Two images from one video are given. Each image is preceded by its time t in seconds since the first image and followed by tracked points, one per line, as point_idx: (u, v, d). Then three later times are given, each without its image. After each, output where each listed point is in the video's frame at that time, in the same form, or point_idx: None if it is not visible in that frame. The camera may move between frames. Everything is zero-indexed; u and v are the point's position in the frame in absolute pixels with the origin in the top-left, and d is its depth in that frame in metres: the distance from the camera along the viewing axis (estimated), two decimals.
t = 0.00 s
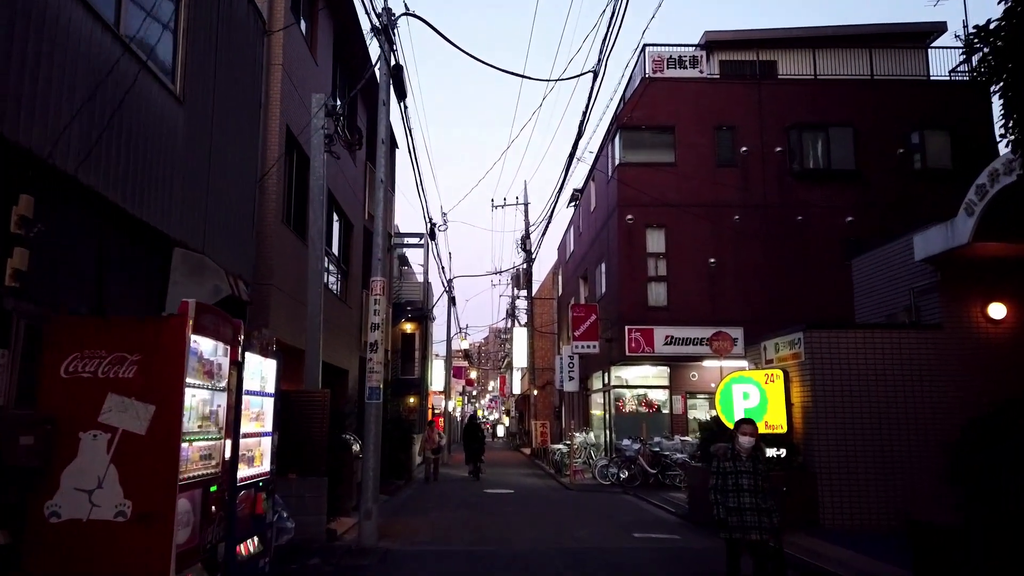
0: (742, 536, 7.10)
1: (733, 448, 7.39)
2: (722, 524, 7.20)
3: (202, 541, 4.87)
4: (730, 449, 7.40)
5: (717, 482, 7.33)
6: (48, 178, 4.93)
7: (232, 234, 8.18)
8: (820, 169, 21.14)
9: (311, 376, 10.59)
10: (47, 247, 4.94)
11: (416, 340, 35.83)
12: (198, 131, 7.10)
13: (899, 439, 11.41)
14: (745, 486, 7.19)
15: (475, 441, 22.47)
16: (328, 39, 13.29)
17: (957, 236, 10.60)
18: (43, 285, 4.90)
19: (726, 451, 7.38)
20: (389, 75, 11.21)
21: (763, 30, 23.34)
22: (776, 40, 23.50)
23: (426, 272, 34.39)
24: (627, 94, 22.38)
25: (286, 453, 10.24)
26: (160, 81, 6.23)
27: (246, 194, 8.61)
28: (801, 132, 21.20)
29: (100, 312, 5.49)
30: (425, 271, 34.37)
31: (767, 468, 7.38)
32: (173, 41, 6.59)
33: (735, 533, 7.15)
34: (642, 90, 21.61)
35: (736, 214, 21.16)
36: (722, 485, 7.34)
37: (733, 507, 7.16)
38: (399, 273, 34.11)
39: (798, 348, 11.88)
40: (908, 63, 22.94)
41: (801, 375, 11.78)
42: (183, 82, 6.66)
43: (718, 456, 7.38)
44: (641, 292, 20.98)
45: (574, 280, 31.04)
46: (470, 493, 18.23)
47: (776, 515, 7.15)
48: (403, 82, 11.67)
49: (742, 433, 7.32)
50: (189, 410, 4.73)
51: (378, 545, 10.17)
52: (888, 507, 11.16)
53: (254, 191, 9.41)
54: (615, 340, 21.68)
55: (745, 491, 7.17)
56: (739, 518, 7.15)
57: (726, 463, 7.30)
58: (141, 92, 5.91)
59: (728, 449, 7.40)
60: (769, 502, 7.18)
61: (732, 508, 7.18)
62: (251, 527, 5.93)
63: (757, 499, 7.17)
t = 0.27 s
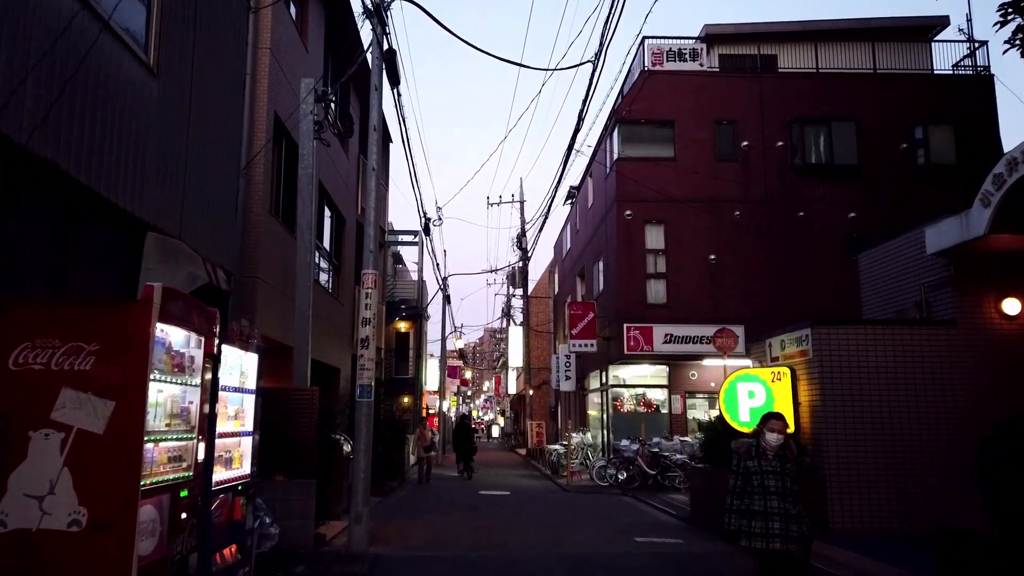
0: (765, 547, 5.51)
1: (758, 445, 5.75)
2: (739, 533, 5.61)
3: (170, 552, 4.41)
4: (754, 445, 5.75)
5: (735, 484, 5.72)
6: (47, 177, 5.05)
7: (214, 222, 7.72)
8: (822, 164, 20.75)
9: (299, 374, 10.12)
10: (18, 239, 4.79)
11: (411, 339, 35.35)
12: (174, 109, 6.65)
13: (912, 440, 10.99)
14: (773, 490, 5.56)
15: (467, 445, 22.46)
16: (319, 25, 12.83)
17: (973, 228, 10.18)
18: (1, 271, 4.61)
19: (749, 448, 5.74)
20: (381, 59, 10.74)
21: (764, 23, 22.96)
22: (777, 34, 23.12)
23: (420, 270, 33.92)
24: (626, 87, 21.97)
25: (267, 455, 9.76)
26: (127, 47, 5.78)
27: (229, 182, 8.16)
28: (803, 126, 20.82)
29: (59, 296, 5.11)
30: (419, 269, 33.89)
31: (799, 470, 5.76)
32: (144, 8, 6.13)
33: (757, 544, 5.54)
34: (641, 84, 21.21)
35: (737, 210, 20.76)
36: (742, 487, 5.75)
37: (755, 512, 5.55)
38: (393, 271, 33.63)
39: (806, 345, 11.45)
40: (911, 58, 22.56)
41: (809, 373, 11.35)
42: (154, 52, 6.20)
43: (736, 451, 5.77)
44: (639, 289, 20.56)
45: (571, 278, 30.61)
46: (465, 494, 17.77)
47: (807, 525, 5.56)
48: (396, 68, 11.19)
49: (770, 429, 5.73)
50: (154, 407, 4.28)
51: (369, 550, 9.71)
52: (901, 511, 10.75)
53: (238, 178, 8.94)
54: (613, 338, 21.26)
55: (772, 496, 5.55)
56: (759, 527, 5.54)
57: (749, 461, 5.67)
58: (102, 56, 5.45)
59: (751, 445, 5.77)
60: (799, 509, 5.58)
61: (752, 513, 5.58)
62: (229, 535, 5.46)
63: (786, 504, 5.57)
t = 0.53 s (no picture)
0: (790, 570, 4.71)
1: (785, 453, 4.92)
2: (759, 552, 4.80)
3: (128, 563, 3.97)
4: (780, 453, 4.91)
5: (758, 495, 4.88)
6: (32, 171, 5.09)
7: (190, 207, 7.27)
8: (821, 159, 20.40)
9: (284, 370, 9.66)
10: None
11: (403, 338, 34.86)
12: (144, 83, 6.21)
13: (921, 439, 10.62)
14: (803, 505, 4.77)
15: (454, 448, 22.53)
16: (307, 9, 12.38)
17: (985, 219, 9.82)
18: None
19: (775, 456, 4.90)
20: (371, 41, 10.30)
21: (762, 16, 22.60)
22: (776, 27, 22.77)
23: (413, 268, 33.45)
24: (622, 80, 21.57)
25: (246, 454, 9.30)
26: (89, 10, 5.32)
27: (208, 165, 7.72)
28: (802, 120, 20.47)
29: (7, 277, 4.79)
30: (412, 267, 33.42)
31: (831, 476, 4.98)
32: None
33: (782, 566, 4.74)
34: (638, 77, 20.81)
35: (735, 205, 20.39)
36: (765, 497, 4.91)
37: (783, 527, 4.76)
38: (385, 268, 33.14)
39: (811, 340, 11.05)
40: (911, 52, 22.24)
41: (814, 370, 10.95)
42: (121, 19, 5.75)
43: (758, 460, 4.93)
44: (636, 286, 20.15)
45: (565, 276, 30.19)
46: (458, 496, 17.32)
47: (846, 542, 4.80)
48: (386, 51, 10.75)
49: (798, 433, 4.89)
50: (108, 400, 3.86)
51: (356, 555, 9.25)
52: (910, 512, 10.37)
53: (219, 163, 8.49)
54: (609, 336, 20.85)
55: (803, 510, 4.76)
56: (788, 546, 4.76)
57: (775, 472, 4.83)
58: (62, 16, 5.02)
59: (777, 453, 4.92)
60: (835, 523, 4.83)
61: (780, 530, 4.78)
62: (198, 541, 5.00)
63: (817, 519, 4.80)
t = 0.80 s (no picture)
0: None
1: (826, 452, 4.38)
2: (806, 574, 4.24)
3: None
4: (820, 452, 4.36)
5: (799, 506, 4.31)
6: (33, 172, 4.97)
7: (167, 197, 6.81)
8: (826, 155, 19.97)
9: (272, 371, 9.20)
10: None
11: (399, 337, 34.39)
12: (112, 61, 5.76)
13: (938, 442, 10.20)
14: (849, 513, 4.20)
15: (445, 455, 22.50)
16: None
17: (1005, 212, 9.38)
18: None
19: (814, 456, 4.36)
20: (363, 26, 9.83)
21: (765, 10, 22.17)
22: (779, 21, 22.33)
23: (410, 266, 33.00)
24: (623, 75, 21.12)
25: (227, 460, 8.83)
26: None
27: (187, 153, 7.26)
28: (806, 115, 20.04)
29: None
30: (409, 265, 32.96)
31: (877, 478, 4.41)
32: None
33: None
34: (639, 71, 20.36)
35: (738, 202, 19.96)
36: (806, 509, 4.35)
37: (829, 543, 4.18)
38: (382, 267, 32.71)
39: (823, 339, 10.61)
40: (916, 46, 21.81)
41: (826, 371, 10.51)
42: None
43: (795, 459, 4.37)
44: (637, 285, 19.71)
45: (564, 275, 29.75)
46: (455, 500, 16.87)
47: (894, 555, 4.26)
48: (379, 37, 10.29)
49: (840, 430, 4.36)
50: (56, 404, 3.43)
51: (347, 565, 8.81)
52: (927, 519, 9.95)
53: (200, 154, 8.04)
54: (609, 336, 20.42)
55: (850, 520, 4.19)
56: (833, 563, 4.20)
57: (815, 474, 4.28)
58: None
59: (816, 452, 4.37)
60: (883, 534, 4.26)
61: (823, 544, 4.22)
62: (168, 559, 4.56)
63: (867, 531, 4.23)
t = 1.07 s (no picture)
0: None
1: (894, 458, 4.15)
2: None
3: None
4: (888, 457, 4.15)
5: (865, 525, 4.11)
6: (18, 152, 4.84)
7: (146, 176, 6.40)
8: (834, 147, 19.55)
9: (263, 364, 8.79)
10: None
11: (400, 336, 34.02)
12: (82, 26, 5.35)
13: (959, 439, 9.78)
14: (924, 534, 3.97)
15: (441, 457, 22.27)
16: None
17: None
18: None
19: (882, 464, 4.14)
20: (359, 5, 9.42)
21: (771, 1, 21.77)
22: (785, 12, 21.93)
23: (409, 264, 32.62)
24: (627, 66, 20.72)
25: (215, 456, 8.43)
26: None
27: (169, 131, 6.85)
28: (814, 107, 19.62)
29: None
30: (409, 263, 32.59)
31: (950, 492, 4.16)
32: None
33: None
34: (643, 62, 19.95)
35: (744, 195, 19.55)
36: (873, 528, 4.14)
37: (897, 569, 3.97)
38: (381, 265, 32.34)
39: (837, 333, 10.20)
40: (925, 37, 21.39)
41: (841, 365, 10.10)
42: None
43: (859, 467, 4.19)
44: (642, 280, 19.29)
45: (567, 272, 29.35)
46: (455, 500, 16.48)
47: None
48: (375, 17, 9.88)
49: (911, 429, 4.12)
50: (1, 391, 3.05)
51: (342, 568, 8.39)
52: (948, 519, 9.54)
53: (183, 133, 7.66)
54: (613, 333, 20.01)
55: (925, 543, 3.96)
56: None
57: (882, 485, 4.08)
58: None
59: (883, 457, 4.17)
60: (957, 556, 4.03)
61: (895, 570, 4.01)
62: (137, 564, 4.14)
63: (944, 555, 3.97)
